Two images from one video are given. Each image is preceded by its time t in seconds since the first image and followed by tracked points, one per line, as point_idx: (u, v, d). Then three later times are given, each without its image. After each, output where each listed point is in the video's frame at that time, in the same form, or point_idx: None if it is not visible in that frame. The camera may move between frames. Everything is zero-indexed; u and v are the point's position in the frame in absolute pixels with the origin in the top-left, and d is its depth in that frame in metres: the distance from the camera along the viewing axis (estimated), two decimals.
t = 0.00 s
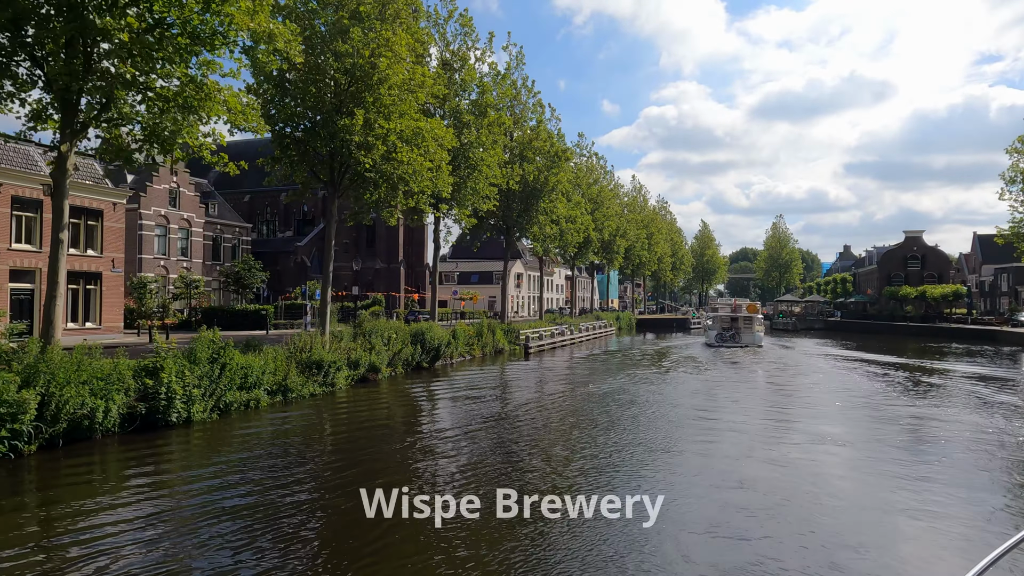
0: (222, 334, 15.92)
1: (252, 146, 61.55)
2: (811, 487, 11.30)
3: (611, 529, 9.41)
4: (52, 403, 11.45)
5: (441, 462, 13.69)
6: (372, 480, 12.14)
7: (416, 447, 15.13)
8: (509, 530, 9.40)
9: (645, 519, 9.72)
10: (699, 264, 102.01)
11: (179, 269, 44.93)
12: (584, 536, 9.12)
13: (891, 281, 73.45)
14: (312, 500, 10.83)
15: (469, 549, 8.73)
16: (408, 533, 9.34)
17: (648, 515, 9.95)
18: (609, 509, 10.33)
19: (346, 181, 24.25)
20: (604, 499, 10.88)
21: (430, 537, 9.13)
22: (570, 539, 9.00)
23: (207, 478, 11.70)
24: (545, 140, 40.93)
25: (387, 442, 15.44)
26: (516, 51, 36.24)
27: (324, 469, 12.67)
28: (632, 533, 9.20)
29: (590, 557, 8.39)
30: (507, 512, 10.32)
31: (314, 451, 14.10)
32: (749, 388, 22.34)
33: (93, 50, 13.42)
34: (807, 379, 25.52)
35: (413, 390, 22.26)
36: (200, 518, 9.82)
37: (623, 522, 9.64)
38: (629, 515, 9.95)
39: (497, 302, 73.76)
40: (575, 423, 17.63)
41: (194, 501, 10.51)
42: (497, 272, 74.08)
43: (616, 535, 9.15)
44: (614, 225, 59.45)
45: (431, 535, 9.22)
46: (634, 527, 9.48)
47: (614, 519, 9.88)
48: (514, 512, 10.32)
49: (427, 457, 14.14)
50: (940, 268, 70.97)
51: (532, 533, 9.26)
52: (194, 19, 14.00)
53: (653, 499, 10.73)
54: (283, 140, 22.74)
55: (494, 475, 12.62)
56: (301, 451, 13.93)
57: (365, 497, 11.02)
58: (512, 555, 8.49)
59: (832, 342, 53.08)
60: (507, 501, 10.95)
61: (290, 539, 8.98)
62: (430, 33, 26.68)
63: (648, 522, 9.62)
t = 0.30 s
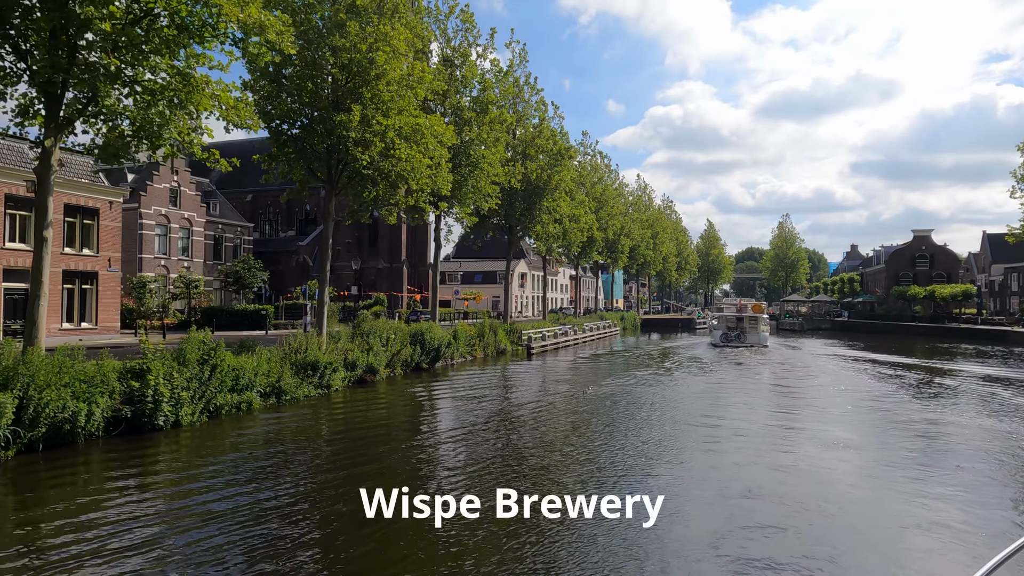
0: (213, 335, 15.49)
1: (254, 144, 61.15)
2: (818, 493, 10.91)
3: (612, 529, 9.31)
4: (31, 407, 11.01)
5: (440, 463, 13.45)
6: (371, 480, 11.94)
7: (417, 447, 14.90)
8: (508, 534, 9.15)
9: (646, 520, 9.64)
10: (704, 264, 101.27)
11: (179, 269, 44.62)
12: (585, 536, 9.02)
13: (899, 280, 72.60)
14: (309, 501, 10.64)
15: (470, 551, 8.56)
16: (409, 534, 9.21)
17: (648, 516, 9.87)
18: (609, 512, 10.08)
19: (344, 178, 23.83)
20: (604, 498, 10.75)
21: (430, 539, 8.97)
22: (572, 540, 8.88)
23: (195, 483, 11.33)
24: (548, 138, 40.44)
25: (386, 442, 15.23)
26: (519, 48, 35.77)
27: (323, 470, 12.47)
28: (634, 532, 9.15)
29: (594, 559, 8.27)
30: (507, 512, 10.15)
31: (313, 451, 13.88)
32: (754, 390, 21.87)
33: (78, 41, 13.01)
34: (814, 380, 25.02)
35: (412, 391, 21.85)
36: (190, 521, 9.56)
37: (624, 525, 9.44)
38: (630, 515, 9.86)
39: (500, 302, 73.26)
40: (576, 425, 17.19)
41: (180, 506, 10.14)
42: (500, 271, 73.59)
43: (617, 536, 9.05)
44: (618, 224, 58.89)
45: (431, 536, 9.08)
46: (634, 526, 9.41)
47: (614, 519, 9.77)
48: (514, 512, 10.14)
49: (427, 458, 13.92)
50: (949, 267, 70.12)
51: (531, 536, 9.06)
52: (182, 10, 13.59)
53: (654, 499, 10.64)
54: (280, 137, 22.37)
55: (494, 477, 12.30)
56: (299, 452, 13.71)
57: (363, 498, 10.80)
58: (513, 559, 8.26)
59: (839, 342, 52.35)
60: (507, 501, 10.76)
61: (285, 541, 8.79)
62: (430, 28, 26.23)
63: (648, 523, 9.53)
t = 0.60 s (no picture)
0: (210, 335, 15.14)
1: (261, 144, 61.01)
2: (829, 500, 10.46)
3: (611, 529, 9.33)
4: (15, 411, 10.67)
5: (442, 463, 13.24)
6: (371, 480, 11.81)
7: (419, 447, 14.70)
8: (508, 535, 9.10)
9: (645, 520, 9.68)
10: (716, 263, 100.26)
11: (187, 269, 44.53)
12: (584, 536, 9.06)
13: (915, 280, 71.37)
14: (307, 501, 10.54)
15: (470, 551, 8.50)
16: (409, 533, 9.17)
17: (648, 516, 9.93)
18: (609, 517, 9.89)
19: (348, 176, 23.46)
20: (604, 499, 10.76)
21: (429, 539, 8.91)
22: (573, 540, 8.87)
23: (187, 486, 11.04)
24: (557, 136, 39.91)
25: (388, 442, 15.06)
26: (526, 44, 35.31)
27: (323, 471, 12.30)
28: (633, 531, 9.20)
29: (592, 559, 8.28)
30: (507, 512, 10.12)
31: (313, 452, 13.73)
32: (765, 392, 21.33)
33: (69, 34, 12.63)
34: (828, 382, 24.39)
35: (416, 393, 21.48)
36: (184, 524, 9.40)
37: (625, 530, 9.26)
38: (629, 515, 9.89)
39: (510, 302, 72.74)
40: (582, 428, 16.74)
41: (169, 511, 9.85)
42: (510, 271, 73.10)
43: (616, 535, 9.08)
44: (628, 224, 58.24)
45: (430, 536, 9.02)
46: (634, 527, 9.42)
47: (614, 519, 9.80)
48: (514, 512, 10.13)
49: (429, 458, 13.73)
50: (967, 267, 68.83)
51: (531, 538, 8.98)
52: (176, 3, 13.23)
53: (653, 499, 10.71)
54: (282, 135, 22.12)
55: (496, 480, 12.01)
56: (298, 452, 13.53)
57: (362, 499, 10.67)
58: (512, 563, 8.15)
59: (854, 343, 51.45)
60: (506, 500, 10.73)
61: (280, 544, 8.65)
62: (435, 24, 25.82)
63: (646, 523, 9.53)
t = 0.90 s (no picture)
0: (206, 336, 14.79)
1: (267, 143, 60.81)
2: (840, 509, 10.03)
3: (610, 529, 9.34)
4: None
5: (443, 465, 12.98)
6: (372, 481, 11.65)
7: (421, 449, 14.44)
8: (507, 537, 9.06)
9: (645, 520, 9.67)
10: (727, 263, 99.33)
11: (193, 269, 44.38)
12: (583, 535, 9.12)
13: (930, 280, 70.23)
14: (307, 503, 10.40)
15: (468, 554, 8.44)
16: (409, 535, 9.15)
17: (648, 515, 9.89)
18: (610, 523, 9.61)
19: (350, 174, 23.07)
20: (603, 498, 10.73)
21: (427, 541, 8.88)
22: (572, 542, 8.85)
23: (176, 491, 10.70)
24: (564, 134, 39.41)
25: (389, 443, 14.81)
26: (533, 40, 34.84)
27: (322, 474, 12.07)
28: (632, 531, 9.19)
29: (591, 559, 8.27)
30: (507, 512, 10.11)
31: (314, 453, 13.51)
32: (776, 395, 20.80)
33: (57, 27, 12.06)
34: (841, 384, 23.81)
35: (420, 394, 21.08)
36: (176, 525, 9.29)
37: (626, 536, 9.02)
38: (629, 515, 9.88)
39: (518, 302, 72.24)
40: (588, 432, 16.26)
41: (155, 517, 9.53)
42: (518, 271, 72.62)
43: (615, 535, 9.08)
44: (637, 223, 57.61)
45: (429, 537, 9.00)
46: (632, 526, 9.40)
47: (613, 519, 9.79)
48: (514, 512, 10.13)
49: (431, 460, 13.49)
50: (983, 266, 67.62)
51: (530, 543, 8.83)
52: None
53: (653, 498, 10.67)
54: (283, 133, 21.82)
55: (499, 484, 11.64)
56: (298, 454, 13.28)
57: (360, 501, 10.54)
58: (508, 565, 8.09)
59: (866, 344, 50.62)
60: (506, 500, 10.71)
61: (274, 549, 8.50)
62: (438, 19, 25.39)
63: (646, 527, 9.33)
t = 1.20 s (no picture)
0: (202, 338, 14.46)
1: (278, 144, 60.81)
2: (857, 521, 9.50)
3: (610, 529, 9.28)
4: None
5: (447, 469, 12.67)
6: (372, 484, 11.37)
7: (423, 452, 14.12)
8: (508, 537, 8.90)
9: (645, 520, 9.59)
10: (740, 264, 98.25)
11: (202, 269, 44.30)
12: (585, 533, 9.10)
13: (948, 280, 68.88)
14: (304, 505, 10.19)
15: (466, 553, 8.32)
16: (408, 534, 9.05)
17: (648, 515, 9.82)
18: (616, 531, 9.17)
19: (354, 173, 22.72)
20: (603, 498, 10.67)
21: (428, 539, 8.78)
22: (574, 542, 8.75)
23: (163, 497, 10.32)
24: (574, 133, 38.89)
25: (391, 446, 14.50)
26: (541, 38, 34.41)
27: (320, 478, 11.75)
28: (635, 533, 9.06)
29: (594, 562, 8.10)
30: (507, 512, 10.00)
31: (313, 456, 13.21)
32: (790, 399, 20.17)
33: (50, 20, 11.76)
34: (857, 388, 23.09)
35: (424, 397, 20.67)
36: (168, 527, 9.16)
37: (628, 546, 8.58)
38: (629, 515, 9.82)
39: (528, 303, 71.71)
40: (595, 436, 15.72)
41: (139, 523, 9.15)
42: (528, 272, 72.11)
43: (617, 535, 9.00)
44: (648, 223, 56.92)
45: (429, 536, 8.90)
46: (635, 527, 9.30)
47: (613, 519, 9.73)
48: (514, 512, 10.00)
49: (433, 462, 13.18)
50: (1003, 267, 66.18)
51: (531, 548, 8.55)
52: None
53: (654, 499, 10.62)
54: (287, 132, 21.54)
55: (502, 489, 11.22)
56: (298, 458, 12.98)
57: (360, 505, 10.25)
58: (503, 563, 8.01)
59: (883, 346, 49.61)
60: (506, 500, 10.61)
61: (265, 553, 8.23)
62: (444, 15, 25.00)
63: (653, 537, 8.88)
